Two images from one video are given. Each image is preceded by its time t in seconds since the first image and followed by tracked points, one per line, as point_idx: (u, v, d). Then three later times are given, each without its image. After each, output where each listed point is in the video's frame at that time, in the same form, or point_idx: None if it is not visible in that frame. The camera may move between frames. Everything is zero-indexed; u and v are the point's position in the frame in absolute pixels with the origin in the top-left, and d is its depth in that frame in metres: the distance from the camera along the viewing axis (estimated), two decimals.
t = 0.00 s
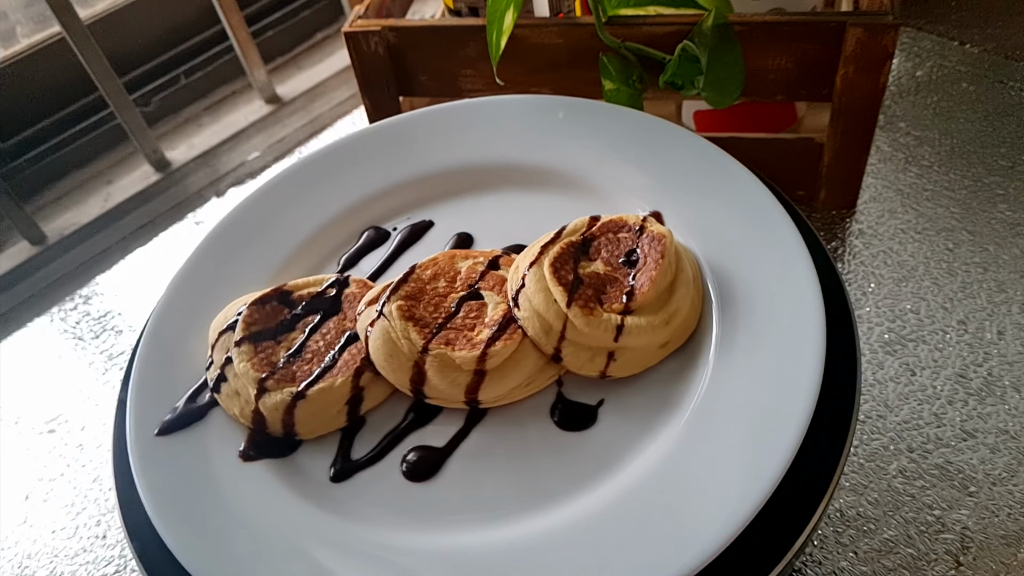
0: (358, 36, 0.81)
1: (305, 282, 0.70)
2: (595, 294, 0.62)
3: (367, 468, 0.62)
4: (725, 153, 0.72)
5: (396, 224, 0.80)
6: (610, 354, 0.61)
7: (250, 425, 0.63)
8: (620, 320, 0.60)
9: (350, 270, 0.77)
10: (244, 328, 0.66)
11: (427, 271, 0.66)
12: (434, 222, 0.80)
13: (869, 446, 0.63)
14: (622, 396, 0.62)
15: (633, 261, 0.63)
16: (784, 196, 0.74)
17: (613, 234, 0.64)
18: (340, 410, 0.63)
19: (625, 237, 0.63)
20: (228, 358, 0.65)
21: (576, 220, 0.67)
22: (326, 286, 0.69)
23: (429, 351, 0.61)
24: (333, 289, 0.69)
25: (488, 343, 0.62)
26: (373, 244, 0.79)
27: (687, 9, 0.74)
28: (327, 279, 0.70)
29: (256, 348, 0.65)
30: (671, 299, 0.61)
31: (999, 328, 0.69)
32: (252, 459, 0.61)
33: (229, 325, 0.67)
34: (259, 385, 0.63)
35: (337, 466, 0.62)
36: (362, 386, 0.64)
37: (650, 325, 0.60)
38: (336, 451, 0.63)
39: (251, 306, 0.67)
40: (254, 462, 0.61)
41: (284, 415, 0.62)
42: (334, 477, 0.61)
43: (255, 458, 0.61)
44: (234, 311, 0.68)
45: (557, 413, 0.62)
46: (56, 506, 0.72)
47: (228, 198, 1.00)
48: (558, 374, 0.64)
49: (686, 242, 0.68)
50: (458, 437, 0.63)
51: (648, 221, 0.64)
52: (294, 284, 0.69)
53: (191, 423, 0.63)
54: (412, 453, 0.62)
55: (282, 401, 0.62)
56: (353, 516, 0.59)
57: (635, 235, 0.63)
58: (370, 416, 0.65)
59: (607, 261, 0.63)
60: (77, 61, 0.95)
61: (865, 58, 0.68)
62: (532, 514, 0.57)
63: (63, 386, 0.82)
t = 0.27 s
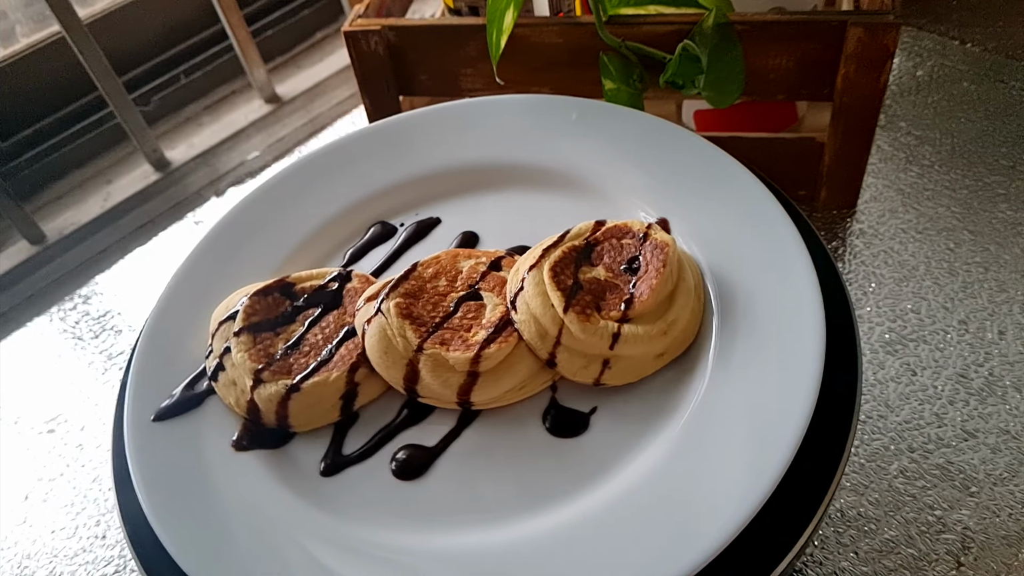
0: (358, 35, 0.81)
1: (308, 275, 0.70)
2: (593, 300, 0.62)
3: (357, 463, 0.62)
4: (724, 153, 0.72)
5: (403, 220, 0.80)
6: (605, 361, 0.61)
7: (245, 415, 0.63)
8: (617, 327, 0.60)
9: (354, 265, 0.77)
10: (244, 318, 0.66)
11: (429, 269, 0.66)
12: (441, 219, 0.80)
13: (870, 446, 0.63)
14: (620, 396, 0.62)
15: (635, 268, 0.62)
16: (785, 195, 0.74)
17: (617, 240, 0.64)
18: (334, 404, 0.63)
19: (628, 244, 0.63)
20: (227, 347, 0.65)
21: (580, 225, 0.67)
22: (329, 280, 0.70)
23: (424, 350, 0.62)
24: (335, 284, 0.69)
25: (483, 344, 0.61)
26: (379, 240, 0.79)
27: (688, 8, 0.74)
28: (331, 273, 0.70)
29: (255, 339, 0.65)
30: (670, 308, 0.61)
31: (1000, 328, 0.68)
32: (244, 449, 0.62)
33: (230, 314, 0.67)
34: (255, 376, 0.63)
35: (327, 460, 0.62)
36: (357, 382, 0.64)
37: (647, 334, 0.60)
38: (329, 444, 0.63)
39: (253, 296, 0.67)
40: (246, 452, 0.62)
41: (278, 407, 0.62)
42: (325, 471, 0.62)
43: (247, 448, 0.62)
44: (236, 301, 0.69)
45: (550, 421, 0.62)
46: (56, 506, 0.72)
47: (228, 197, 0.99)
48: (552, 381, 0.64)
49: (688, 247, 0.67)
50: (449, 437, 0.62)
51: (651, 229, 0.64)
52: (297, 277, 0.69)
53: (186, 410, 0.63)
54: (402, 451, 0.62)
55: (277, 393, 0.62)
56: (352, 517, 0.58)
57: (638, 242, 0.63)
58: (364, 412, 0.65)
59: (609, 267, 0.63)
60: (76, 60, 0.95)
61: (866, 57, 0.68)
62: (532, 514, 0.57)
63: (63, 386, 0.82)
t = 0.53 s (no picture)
0: (358, 34, 0.80)
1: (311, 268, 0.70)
2: (592, 307, 0.61)
3: (348, 459, 0.62)
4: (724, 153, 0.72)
5: (412, 216, 0.80)
6: (600, 369, 0.60)
7: (241, 405, 0.64)
8: (614, 335, 0.60)
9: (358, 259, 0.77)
10: (246, 308, 0.67)
11: (432, 267, 0.66)
12: (449, 216, 0.80)
13: (871, 446, 0.63)
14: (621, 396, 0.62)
15: (636, 276, 0.62)
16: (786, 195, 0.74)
17: (621, 246, 0.63)
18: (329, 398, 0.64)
19: (632, 251, 0.63)
20: (227, 335, 0.66)
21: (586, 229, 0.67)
22: (331, 274, 0.70)
23: (420, 349, 0.62)
24: (338, 278, 0.69)
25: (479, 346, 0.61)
26: (386, 235, 0.79)
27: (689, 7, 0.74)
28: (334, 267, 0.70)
29: (255, 330, 0.66)
30: (670, 317, 0.60)
31: (1001, 328, 0.68)
32: (239, 439, 0.63)
33: (233, 303, 0.68)
34: (253, 366, 0.63)
35: (319, 454, 0.63)
36: (354, 376, 0.64)
37: (644, 343, 0.59)
38: (322, 438, 0.64)
39: (255, 287, 0.68)
40: (239, 442, 0.62)
41: (273, 399, 0.63)
42: (316, 465, 0.62)
43: (240, 438, 0.63)
44: (239, 291, 0.69)
45: (541, 427, 0.61)
46: (56, 506, 0.72)
47: (228, 197, 0.99)
48: (546, 386, 0.63)
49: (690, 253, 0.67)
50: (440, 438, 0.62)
51: (656, 237, 0.63)
52: (301, 270, 0.70)
53: (184, 397, 0.64)
54: (392, 449, 0.62)
55: (272, 384, 0.63)
56: (352, 517, 0.58)
57: (642, 249, 0.62)
58: (359, 408, 0.65)
59: (610, 273, 0.62)
60: (76, 59, 0.95)
61: (868, 57, 0.68)
62: (533, 514, 0.56)
63: (63, 386, 0.82)
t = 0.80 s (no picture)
0: (358, 33, 0.80)
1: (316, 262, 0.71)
2: (590, 313, 0.60)
3: (340, 453, 0.63)
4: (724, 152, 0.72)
5: (420, 213, 0.80)
6: (595, 376, 0.60)
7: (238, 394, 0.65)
8: (611, 342, 0.59)
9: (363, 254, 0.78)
10: (249, 298, 0.67)
11: (434, 265, 0.66)
12: (456, 214, 0.79)
13: (872, 446, 0.63)
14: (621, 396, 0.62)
15: (637, 283, 0.61)
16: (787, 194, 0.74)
17: (624, 252, 0.62)
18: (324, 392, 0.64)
19: (634, 257, 0.62)
20: (229, 324, 0.67)
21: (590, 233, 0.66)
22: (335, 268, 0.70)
23: (415, 347, 0.62)
24: (342, 271, 0.69)
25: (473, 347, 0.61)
26: (393, 231, 0.79)
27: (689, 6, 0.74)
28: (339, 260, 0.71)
29: (255, 320, 0.67)
30: (669, 327, 0.59)
31: (1002, 328, 0.68)
32: (233, 427, 0.63)
33: (236, 293, 0.69)
34: (251, 356, 0.64)
35: (312, 446, 0.63)
36: (350, 371, 0.64)
37: (641, 352, 0.58)
38: (316, 432, 0.64)
39: (259, 278, 0.68)
40: (233, 430, 0.63)
41: (269, 390, 0.63)
42: (308, 457, 0.63)
43: (234, 427, 0.63)
44: (243, 280, 0.70)
45: (533, 432, 0.61)
46: (56, 506, 0.72)
47: (228, 196, 0.99)
48: (541, 390, 0.63)
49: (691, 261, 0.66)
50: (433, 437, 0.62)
51: (660, 244, 0.62)
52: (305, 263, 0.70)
53: (184, 382, 0.65)
54: (384, 446, 0.62)
55: (269, 374, 0.63)
56: (351, 517, 0.58)
57: (645, 256, 0.62)
58: (355, 403, 0.65)
59: (611, 279, 0.62)
60: (76, 58, 0.95)
61: (869, 56, 0.68)
62: (533, 514, 0.56)
63: (62, 385, 0.82)
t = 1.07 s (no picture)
0: (358, 32, 0.80)
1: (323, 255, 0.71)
2: (588, 319, 0.60)
3: (332, 446, 0.63)
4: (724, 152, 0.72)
5: (429, 209, 0.80)
6: (589, 383, 0.59)
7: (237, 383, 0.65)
8: (606, 349, 0.58)
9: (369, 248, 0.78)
10: (252, 288, 0.68)
11: (436, 263, 0.66)
12: (465, 212, 0.79)
13: (873, 446, 0.63)
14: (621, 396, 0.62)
15: (638, 292, 0.60)
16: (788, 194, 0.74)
17: (626, 258, 0.62)
18: (321, 385, 0.64)
19: (637, 264, 0.62)
20: (230, 313, 0.67)
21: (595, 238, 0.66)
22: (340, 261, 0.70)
23: (411, 345, 0.61)
24: (346, 266, 0.70)
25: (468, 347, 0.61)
26: (401, 226, 0.79)
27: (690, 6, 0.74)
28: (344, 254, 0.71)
29: (257, 311, 0.67)
30: (667, 335, 0.59)
31: (1003, 328, 0.68)
32: (229, 416, 0.64)
33: (240, 283, 0.69)
34: (250, 347, 0.65)
35: (305, 438, 0.64)
36: (347, 366, 0.64)
37: (636, 361, 0.58)
38: (310, 423, 0.65)
39: (264, 268, 0.69)
40: (229, 420, 0.64)
41: (266, 380, 0.64)
42: (300, 449, 0.63)
43: (230, 416, 0.64)
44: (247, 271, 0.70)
45: (525, 437, 0.61)
46: (56, 506, 0.72)
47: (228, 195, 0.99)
48: (534, 394, 0.62)
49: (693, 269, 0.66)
50: (425, 437, 0.62)
51: (663, 252, 0.62)
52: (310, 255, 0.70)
53: (182, 369, 0.66)
54: (375, 442, 0.63)
55: (266, 365, 0.64)
56: (351, 517, 0.58)
57: (648, 263, 0.61)
58: (350, 397, 0.66)
59: (612, 285, 0.61)
60: (75, 57, 0.95)
61: (870, 55, 0.68)
62: (533, 514, 0.56)
63: (62, 385, 0.82)
